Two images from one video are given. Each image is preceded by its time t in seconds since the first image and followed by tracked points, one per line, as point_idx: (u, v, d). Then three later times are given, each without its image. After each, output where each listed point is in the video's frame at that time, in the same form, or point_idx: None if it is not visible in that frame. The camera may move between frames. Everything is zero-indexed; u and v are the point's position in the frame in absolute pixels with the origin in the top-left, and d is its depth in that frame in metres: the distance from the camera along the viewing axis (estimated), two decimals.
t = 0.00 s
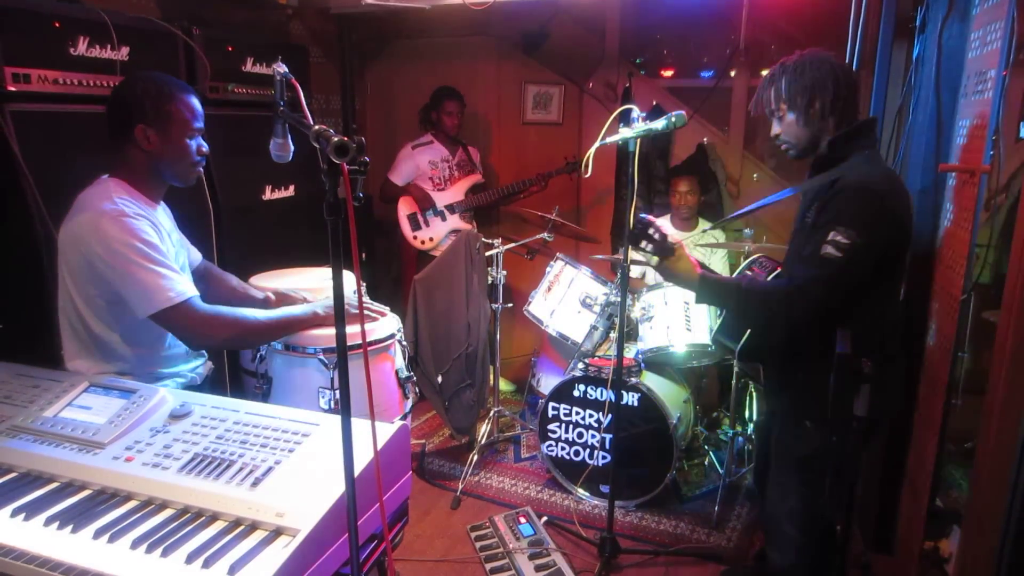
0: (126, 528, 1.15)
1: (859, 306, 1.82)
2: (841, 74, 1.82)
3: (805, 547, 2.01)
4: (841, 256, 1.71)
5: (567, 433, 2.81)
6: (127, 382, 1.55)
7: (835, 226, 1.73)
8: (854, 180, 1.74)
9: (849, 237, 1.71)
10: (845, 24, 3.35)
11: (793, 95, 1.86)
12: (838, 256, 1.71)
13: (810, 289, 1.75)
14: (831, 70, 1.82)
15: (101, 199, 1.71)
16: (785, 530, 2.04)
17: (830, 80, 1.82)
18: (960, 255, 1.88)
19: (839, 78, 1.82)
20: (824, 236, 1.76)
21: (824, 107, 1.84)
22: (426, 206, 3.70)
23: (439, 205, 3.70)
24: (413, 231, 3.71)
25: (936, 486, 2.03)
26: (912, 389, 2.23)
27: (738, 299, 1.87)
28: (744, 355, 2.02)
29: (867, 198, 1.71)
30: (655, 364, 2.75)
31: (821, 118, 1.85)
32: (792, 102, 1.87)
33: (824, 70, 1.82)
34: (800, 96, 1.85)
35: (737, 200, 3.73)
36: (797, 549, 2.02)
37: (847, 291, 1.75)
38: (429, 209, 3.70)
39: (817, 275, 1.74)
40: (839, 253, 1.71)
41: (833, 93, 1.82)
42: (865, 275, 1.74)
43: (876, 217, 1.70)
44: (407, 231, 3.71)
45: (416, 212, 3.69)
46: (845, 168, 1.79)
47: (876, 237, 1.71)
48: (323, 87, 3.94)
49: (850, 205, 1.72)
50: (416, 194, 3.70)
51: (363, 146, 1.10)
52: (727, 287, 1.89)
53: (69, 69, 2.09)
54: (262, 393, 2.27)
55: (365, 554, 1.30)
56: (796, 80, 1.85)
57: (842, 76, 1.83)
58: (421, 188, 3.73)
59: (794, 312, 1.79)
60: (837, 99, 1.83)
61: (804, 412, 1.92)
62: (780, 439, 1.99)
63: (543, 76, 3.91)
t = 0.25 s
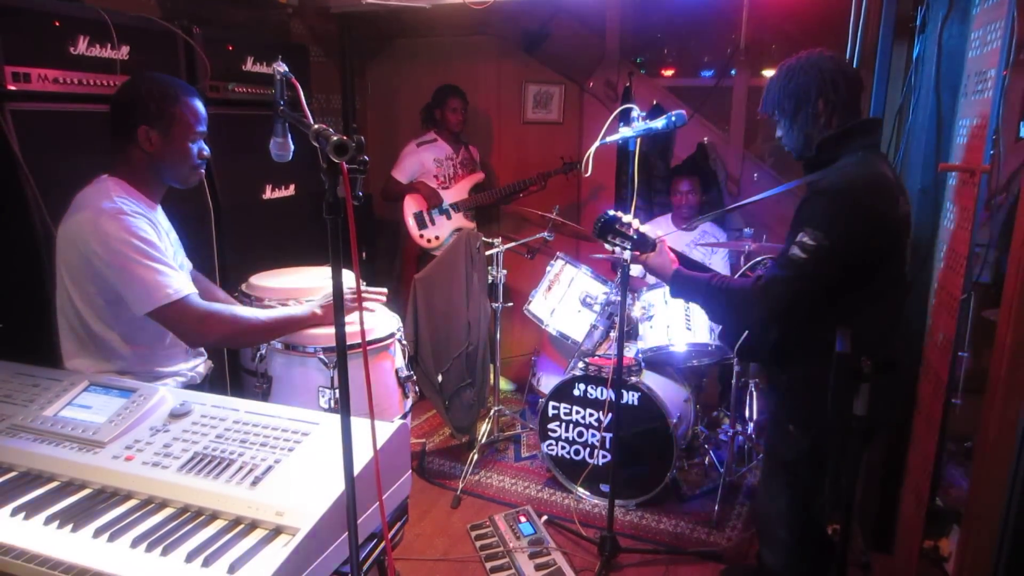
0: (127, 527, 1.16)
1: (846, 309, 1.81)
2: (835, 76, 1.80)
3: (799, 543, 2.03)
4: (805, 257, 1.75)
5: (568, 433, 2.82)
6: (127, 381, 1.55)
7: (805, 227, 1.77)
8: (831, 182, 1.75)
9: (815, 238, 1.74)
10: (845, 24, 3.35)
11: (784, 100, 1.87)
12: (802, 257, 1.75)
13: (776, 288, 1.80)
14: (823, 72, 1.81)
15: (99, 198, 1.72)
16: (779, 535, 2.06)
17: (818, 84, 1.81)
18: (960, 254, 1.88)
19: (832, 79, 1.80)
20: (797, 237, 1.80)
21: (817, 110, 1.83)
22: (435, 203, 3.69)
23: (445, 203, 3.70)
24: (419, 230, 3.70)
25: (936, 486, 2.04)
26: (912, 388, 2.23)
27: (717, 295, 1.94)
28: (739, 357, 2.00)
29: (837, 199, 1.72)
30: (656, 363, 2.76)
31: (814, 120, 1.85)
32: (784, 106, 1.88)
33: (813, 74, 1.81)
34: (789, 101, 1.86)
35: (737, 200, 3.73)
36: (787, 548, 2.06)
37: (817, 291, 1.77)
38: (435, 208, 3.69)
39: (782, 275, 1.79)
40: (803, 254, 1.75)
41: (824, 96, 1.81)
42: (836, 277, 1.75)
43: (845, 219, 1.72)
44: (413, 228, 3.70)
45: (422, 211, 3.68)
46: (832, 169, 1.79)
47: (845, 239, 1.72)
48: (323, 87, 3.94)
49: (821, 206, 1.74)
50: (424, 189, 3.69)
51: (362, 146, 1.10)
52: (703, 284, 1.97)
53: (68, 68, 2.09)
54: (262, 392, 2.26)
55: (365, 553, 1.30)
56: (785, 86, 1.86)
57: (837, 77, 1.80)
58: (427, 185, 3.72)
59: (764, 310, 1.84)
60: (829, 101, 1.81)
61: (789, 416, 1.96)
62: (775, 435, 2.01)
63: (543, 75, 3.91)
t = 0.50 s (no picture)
0: (126, 526, 1.16)
1: (838, 307, 1.82)
2: (843, 70, 1.80)
3: (800, 541, 2.03)
4: (791, 256, 1.76)
5: (568, 432, 2.82)
6: (127, 380, 1.55)
7: (793, 227, 1.78)
8: (821, 182, 1.75)
9: (801, 238, 1.75)
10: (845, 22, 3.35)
11: (790, 93, 1.88)
12: (788, 256, 1.77)
13: (763, 286, 1.83)
14: (830, 66, 1.81)
15: (100, 194, 1.72)
16: (778, 522, 2.06)
17: (824, 75, 1.81)
18: (960, 252, 1.88)
19: (840, 73, 1.80)
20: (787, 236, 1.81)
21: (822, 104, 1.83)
22: (442, 203, 3.67)
23: (452, 204, 3.68)
24: (425, 230, 3.67)
25: (936, 484, 2.04)
26: (912, 387, 2.23)
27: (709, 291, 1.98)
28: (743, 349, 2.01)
29: (824, 199, 1.73)
30: (656, 362, 2.76)
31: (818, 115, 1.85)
32: (790, 97, 1.88)
33: (819, 67, 1.82)
34: (795, 92, 1.86)
35: (738, 199, 3.73)
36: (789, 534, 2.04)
37: (803, 291, 1.78)
38: (443, 208, 3.67)
39: (768, 273, 1.81)
40: (789, 253, 1.76)
41: (830, 89, 1.81)
42: (822, 277, 1.76)
43: (832, 219, 1.72)
44: (420, 229, 3.67)
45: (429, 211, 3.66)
46: (828, 168, 1.79)
47: (832, 239, 1.72)
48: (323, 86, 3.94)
49: (809, 206, 1.75)
50: (432, 191, 3.66)
51: (361, 145, 1.09)
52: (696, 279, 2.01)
53: (67, 66, 2.09)
54: (262, 391, 2.28)
55: (365, 552, 1.30)
56: (792, 77, 1.86)
57: (844, 71, 1.80)
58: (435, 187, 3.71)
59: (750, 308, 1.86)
60: (833, 94, 1.81)
61: (784, 410, 1.97)
62: (773, 430, 2.02)
63: (543, 74, 3.90)
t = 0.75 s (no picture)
0: (126, 525, 1.16)
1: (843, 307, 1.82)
2: (855, 68, 1.78)
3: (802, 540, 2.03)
4: (805, 257, 1.74)
5: (568, 431, 2.82)
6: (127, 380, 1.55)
7: (804, 227, 1.76)
8: (831, 182, 1.74)
9: (814, 238, 1.73)
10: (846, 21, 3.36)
11: (801, 87, 1.84)
12: (801, 258, 1.74)
13: (774, 287, 1.80)
14: (843, 64, 1.78)
15: (103, 194, 1.71)
16: (783, 521, 2.06)
17: (838, 72, 1.78)
18: (961, 251, 1.87)
19: (852, 71, 1.78)
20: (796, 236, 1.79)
21: (832, 102, 1.80)
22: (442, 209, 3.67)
23: (452, 205, 3.68)
24: (427, 231, 3.68)
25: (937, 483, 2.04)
26: (913, 386, 2.23)
27: (714, 288, 1.95)
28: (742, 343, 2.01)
29: (836, 200, 1.71)
30: (655, 361, 2.76)
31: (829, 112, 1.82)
32: (801, 93, 1.84)
33: (833, 63, 1.79)
34: (806, 87, 1.83)
35: (738, 198, 3.73)
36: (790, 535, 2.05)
37: (814, 292, 1.77)
38: (444, 211, 3.67)
39: (780, 274, 1.79)
40: (803, 254, 1.74)
41: (843, 87, 1.78)
42: (833, 278, 1.75)
43: (844, 220, 1.71)
44: (422, 231, 3.68)
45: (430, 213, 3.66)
46: (835, 167, 1.78)
47: (844, 240, 1.71)
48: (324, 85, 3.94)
49: (821, 207, 1.73)
50: (433, 195, 3.66)
51: (361, 143, 1.10)
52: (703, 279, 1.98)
53: (67, 65, 2.09)
54: (262, 390, 2.28)
55: (365, 551, 1.31)
56: (805, 71, 1.82)
57: (856, 69, 1.78)
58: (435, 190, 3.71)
59: (761, 308, 1.84)
60: (845, 92, 1.79)
61: (792, 402, 1.96)
62: (774, 426, 2.03)
63: (544, 73, 3.90)
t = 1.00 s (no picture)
0: (126, 525, 1.15)
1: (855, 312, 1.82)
2: (868, 69, 1.76)
3: (804, 539, 2.02)
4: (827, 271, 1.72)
5: (568, 430, 2.82)
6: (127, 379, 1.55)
7: (825, 240, 1.73)
8: (853, 193, 1.71)
9: (837, 251, 1.71)
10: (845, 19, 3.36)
11: (815, 88, 1.80)
12: (824, 271, 1.73)
13: (795, 300, 1.78)
14: (858, 64, 1.76)
15: (104, 194, 1.71)
16: (781, 516, 2.05)
17: (856, 76, 1.75)
18: (961, 250, 1.87)
19: (865, 72, 1.76)
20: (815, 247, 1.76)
21: (845, 103, 1.79)
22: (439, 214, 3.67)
23: (449, 208, 3.68)
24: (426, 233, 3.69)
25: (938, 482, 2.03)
26: (913, 385, 2.23)
27: (729, 296, 1.93)
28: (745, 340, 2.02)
29: (857, 212, 1.69)
30: (656, 359, 2.75)
31: (842, 113, 1.80)
32: (815, 96, 1.81)
33: (848, 64, 1.76)
34: (821, 88, 1.79)
35: (738, 197, 3.74)
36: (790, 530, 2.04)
37: (833, 304, 1.76)
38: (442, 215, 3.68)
39: (802, 287, 1.76)
40: (826, 267, 1.72)
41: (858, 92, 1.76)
42: (852, 290, 1.75)
43: (866, 233, 1.70)
44: (422, 233, 3.70)
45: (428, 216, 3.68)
46: (848, 177, 1.75)
47: (865, 253, 1.71)
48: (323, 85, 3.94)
49: (841, 219, 1.71)
50: (429, 199, 3.65)
51: (359, 143, 1.09)
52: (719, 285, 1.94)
53: (67, 65, 2.09)
54: (262, 390, 2.28)
55: (366, 551, 1.31)
56: (821, 72, 1.78)
57: (868, 70, 1.76)
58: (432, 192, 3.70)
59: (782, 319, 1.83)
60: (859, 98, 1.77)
61: (796, 395, 1.95)
62: (774, 423, 2.03)
63: (543, 73, 3.90)
